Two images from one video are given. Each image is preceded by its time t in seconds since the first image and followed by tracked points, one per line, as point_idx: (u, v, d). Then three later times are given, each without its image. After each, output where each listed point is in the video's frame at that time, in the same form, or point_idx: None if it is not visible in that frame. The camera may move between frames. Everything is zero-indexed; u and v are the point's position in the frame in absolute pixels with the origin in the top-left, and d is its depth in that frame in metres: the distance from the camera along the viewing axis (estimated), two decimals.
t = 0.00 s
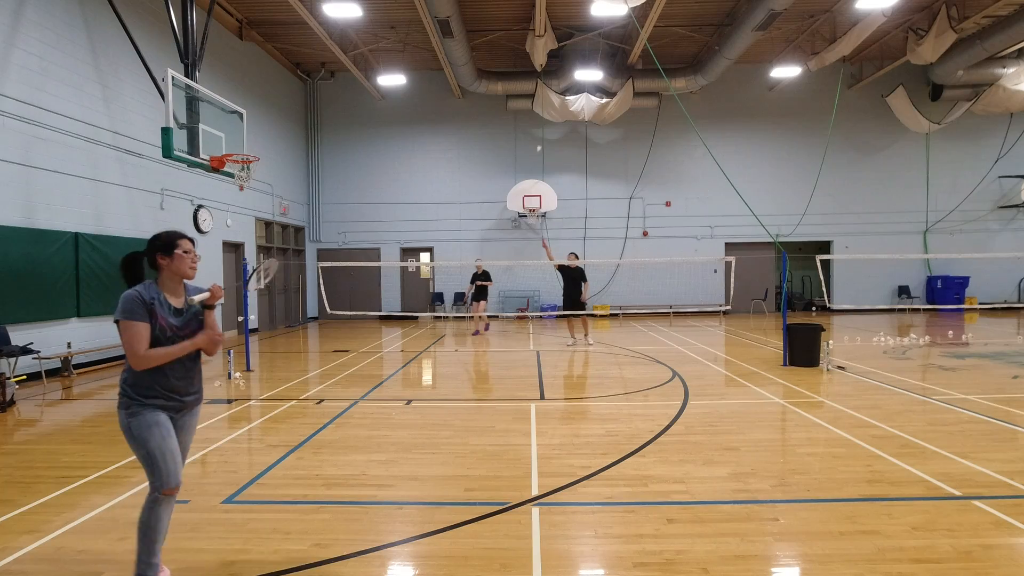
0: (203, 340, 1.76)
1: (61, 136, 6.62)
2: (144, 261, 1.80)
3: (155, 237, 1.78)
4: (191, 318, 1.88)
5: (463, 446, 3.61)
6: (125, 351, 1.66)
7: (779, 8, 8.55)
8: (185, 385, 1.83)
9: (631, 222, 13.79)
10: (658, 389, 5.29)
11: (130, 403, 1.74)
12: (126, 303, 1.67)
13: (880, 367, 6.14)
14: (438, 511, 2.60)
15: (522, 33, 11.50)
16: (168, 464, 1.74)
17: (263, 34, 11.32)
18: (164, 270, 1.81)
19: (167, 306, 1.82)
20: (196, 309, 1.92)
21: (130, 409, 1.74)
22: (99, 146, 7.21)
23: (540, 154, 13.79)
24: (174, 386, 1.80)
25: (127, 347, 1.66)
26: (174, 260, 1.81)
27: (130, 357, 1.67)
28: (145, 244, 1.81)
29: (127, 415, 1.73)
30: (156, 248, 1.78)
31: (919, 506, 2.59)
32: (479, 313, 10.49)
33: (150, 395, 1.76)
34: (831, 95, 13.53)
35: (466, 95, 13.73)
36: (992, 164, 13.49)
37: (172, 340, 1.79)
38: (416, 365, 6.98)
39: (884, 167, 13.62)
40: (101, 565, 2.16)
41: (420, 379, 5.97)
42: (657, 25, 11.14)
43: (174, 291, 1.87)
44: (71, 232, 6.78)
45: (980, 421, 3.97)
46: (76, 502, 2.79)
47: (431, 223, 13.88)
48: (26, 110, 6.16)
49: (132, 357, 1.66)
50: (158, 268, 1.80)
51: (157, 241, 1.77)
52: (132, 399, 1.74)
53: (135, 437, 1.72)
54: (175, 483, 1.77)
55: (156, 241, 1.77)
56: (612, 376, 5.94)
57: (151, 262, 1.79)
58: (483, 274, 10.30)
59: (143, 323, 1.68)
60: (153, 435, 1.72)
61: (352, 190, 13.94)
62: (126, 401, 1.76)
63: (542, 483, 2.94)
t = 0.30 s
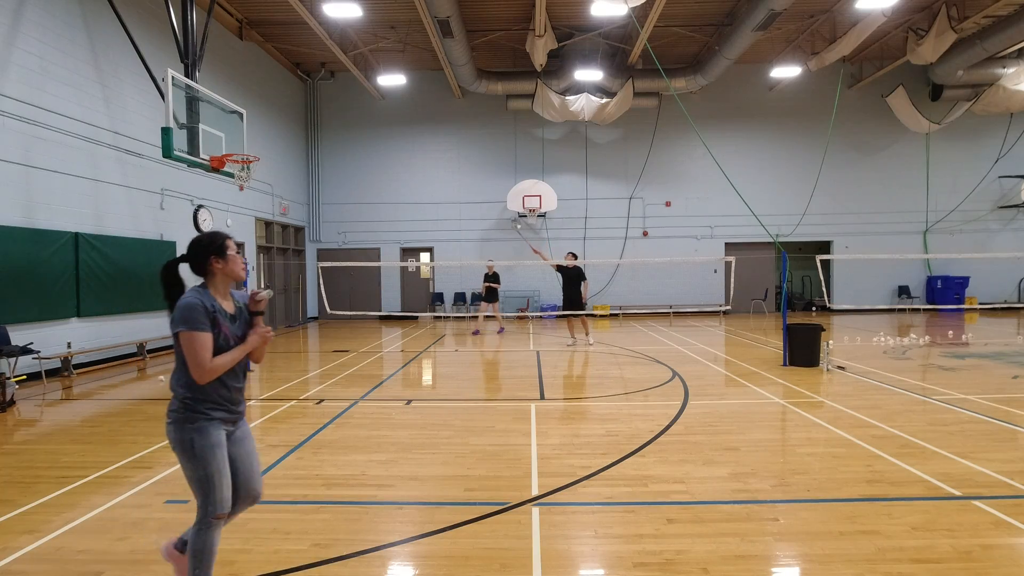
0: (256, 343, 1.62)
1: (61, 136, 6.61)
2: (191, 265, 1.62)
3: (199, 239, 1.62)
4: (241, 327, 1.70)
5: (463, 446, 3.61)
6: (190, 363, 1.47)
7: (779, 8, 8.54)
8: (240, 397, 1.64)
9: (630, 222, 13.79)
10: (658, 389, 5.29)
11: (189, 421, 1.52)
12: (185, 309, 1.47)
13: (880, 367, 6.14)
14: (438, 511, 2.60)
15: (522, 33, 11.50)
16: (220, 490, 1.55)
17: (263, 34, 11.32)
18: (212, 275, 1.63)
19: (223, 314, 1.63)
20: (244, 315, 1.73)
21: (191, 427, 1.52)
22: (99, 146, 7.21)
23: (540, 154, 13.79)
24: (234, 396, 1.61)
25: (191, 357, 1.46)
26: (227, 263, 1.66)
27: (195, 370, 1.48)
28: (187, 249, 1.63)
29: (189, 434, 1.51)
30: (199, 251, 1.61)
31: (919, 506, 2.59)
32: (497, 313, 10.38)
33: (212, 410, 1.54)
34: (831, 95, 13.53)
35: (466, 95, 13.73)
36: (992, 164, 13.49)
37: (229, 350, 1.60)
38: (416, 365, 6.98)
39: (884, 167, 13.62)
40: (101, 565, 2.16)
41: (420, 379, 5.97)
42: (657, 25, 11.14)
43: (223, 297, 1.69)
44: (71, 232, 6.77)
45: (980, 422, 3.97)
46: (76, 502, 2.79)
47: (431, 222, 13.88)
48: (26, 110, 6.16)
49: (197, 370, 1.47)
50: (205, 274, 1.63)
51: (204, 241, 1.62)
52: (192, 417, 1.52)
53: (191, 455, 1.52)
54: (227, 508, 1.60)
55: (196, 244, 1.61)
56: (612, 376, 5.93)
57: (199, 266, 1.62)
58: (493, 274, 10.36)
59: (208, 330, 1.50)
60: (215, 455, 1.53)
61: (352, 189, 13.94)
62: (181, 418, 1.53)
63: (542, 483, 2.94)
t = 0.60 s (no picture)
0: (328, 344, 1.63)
1: (61, 136, 6.61)
2: (269, 267, 1.63)
3: (269, 241, 1.64)
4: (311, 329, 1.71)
5: (463, 446, 3.61)
6: (291, 362, 1.47)
7: (778, 8, 8.55)
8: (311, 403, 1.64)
9: (631, 222, 13.79)
10: (658, 389, 5.29)
11: (273, 428, 1.51)
12: (283, 307, 1.48)
13: (880, 367, 6.14)
14: (438, 512, 2.60)
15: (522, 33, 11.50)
16: (281, 501, 1.56)
17: (263, 34, 11.32)
18: (285, 278, 1.66)
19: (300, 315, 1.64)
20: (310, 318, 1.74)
21: (273, 435, 1.51)
22: (99, 146, 7.21)
23: (540, 154, 13.79)
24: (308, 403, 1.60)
25: (294, 357, 1.46)
26: (300, 265, 1.71)
27: (295, 370, 1.47)
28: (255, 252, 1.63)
29: (270, 442, 1.50)
30: (271, 253, 1.63)
31: (919, 506, 2.59)
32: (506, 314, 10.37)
33: (291, 418, 1.54)
34: (831, 95, 13.53)
35: (466, 95, 13.73)
36: (992, 164, 13.49)
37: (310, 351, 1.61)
38: (416, 365, 6.98)
39: (883, 167, 13.62)
40: (100, 565, 2.16)
41: (421, 379, 5.97)
42: (657, 25, 11.14)
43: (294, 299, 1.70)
44: (71, 232, 6.77)
45: (980, 421, 3.97)
46: (76, 502, 2.79)
47: (431, 222, 13.89)
48: (26, 111, 6.17)
49: (302, 369, 1.48)
50: (278, 276, 1.64)
51: (278, 244, 1.65)
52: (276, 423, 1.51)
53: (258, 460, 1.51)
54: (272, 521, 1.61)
55: (266, 245, 1.63)
56: (612, 376, 5.93)
57: (272, 268, 1.63)
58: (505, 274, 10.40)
59: (304, 330, 1.52)
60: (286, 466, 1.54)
61: (352, 189, 13.94)
62: (257, 425, 1.50)
63: (542, 483, 2.94)
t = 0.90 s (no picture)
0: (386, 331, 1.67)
1: (61, 136, 6.61)
2: (333, 259, 1.66)
3: (339, 231, 1.68)
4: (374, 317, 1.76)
5: (463, 446, 3.61)
6: (364, 352, 1.53)
7: (778, 8, 8.55)
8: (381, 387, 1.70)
9: (631, 222, 13.79)
10: (658, 389, 5.29)
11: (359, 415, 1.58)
12: (356, 298, 1.54)
13: (880, 367, 6.14)
14: (439, 511, 2.60)
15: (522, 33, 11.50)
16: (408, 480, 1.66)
17: (263, 34, 11.32)
18: (353, 269, 1.71)
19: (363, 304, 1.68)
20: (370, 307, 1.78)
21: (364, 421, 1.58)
22: (99, 146, 7.21)
23: (540, 154, 13.79)
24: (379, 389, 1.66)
25: (366, 348, 1.52)
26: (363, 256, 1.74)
27: (369, 360, 1.53)
28: (324, 241, 1.68)
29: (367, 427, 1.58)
30: (342, 243, 1.67)
31: (919, 506, 2.59)
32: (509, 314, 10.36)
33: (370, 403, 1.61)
34: (831, 95, 13.53)
35: (466, 95, 13.73)
36: (992, 164, 13.49)
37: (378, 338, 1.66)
38: (416, 365, 6.98)
39: (883, 167, 13.62)
40: (100, 565, 2.16)
41: (420, 379, 5.97)
42: (657, 25, 11.15)
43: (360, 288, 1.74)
44: (71, 232, 6.77)
45: (980, 421, 3.97)
46: (76, 502, 2.79)
47: (431, 222, 13.88)
48: (26, 110, 6.17)
49: (375, 360, 1.53)
50: (345, 267, 1.68)
51: (349, 235, 1.69)
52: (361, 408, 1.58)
53: (371, 444, 1.58)
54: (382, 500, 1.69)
55: (338, 235, 1.67)
56: (612, 376, 5.93)
57: (339, 258, 1.67)
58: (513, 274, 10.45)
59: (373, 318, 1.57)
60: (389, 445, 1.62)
61: (352, 189, 13.93)
62: (345, 412, 1.57)
63: (542, 483, 2.94)
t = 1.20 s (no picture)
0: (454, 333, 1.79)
1: (61, 136, 6.61)
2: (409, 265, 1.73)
3: (413, 237, 1.74)
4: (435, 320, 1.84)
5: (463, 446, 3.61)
6: (449, 353, 1.65)
7: (779, 8, 8.54)
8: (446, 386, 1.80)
9: (631, 222, 13.79)
10: (658, 389, 5.29)
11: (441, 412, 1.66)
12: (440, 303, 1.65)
13: (880, 367, 6.14)
14: (439, 512, 2.60)
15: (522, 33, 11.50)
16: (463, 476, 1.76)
17: (263, 34, 11.33)
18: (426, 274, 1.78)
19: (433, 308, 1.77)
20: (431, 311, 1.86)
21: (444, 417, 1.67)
22: (99, 146, 7.21)
23: (540, 154, 13.79)
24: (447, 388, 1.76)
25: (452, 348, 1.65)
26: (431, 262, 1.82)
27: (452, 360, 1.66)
28: (396, 247, 1.74)
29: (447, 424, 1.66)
30: (418, 248, 1.73)
31: (919, 506, 2.59)
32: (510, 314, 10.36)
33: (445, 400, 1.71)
34: (831, 95, 13.53)
35: (466, 95, 13.73)
36: (992, 164, 13.49)
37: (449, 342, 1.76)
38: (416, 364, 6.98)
39: (883, 167, 13.62)
40: (100, 565, 2.16)
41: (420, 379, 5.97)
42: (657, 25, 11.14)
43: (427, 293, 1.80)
44: (71, 232, 6.77)
45: (980, 422, 3.97)
46: (77, 502, 2.79)
47: (431, 222, 13.88)
48: (26, 110, 6.16)
49: (457, 361, 1.67)
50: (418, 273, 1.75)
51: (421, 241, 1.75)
52: (441, 408, 1.66)
53: (450, 442, 1.66)
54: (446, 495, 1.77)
55: (415, 242, 1.73)
56: (612, 376, 5.93)
57: (412, 263, 1.73)
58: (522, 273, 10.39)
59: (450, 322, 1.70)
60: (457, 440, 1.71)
61: (352, 189, 13.93)
62: (427, 411, 1.65)
63: (542, 483, 2.94)
